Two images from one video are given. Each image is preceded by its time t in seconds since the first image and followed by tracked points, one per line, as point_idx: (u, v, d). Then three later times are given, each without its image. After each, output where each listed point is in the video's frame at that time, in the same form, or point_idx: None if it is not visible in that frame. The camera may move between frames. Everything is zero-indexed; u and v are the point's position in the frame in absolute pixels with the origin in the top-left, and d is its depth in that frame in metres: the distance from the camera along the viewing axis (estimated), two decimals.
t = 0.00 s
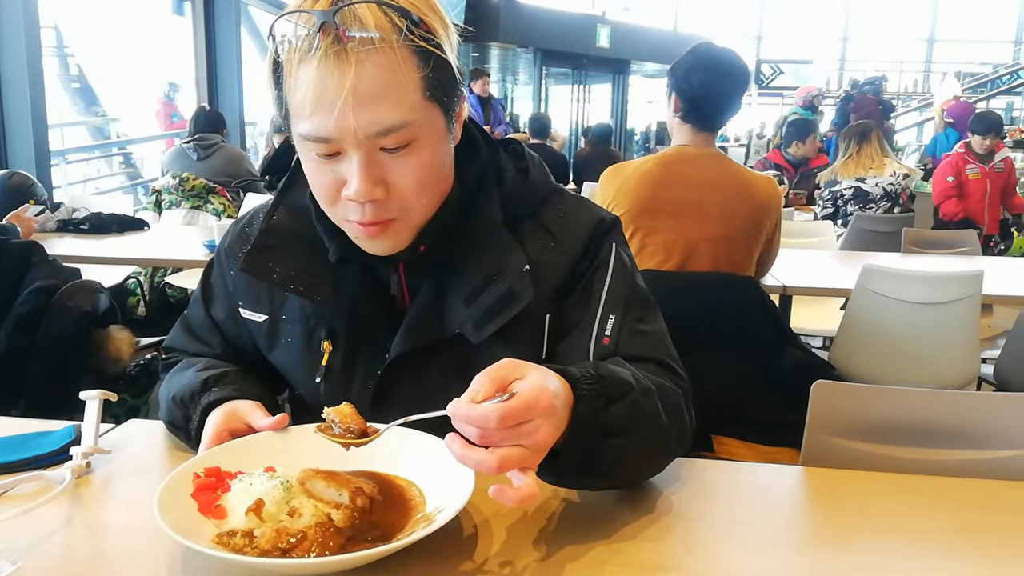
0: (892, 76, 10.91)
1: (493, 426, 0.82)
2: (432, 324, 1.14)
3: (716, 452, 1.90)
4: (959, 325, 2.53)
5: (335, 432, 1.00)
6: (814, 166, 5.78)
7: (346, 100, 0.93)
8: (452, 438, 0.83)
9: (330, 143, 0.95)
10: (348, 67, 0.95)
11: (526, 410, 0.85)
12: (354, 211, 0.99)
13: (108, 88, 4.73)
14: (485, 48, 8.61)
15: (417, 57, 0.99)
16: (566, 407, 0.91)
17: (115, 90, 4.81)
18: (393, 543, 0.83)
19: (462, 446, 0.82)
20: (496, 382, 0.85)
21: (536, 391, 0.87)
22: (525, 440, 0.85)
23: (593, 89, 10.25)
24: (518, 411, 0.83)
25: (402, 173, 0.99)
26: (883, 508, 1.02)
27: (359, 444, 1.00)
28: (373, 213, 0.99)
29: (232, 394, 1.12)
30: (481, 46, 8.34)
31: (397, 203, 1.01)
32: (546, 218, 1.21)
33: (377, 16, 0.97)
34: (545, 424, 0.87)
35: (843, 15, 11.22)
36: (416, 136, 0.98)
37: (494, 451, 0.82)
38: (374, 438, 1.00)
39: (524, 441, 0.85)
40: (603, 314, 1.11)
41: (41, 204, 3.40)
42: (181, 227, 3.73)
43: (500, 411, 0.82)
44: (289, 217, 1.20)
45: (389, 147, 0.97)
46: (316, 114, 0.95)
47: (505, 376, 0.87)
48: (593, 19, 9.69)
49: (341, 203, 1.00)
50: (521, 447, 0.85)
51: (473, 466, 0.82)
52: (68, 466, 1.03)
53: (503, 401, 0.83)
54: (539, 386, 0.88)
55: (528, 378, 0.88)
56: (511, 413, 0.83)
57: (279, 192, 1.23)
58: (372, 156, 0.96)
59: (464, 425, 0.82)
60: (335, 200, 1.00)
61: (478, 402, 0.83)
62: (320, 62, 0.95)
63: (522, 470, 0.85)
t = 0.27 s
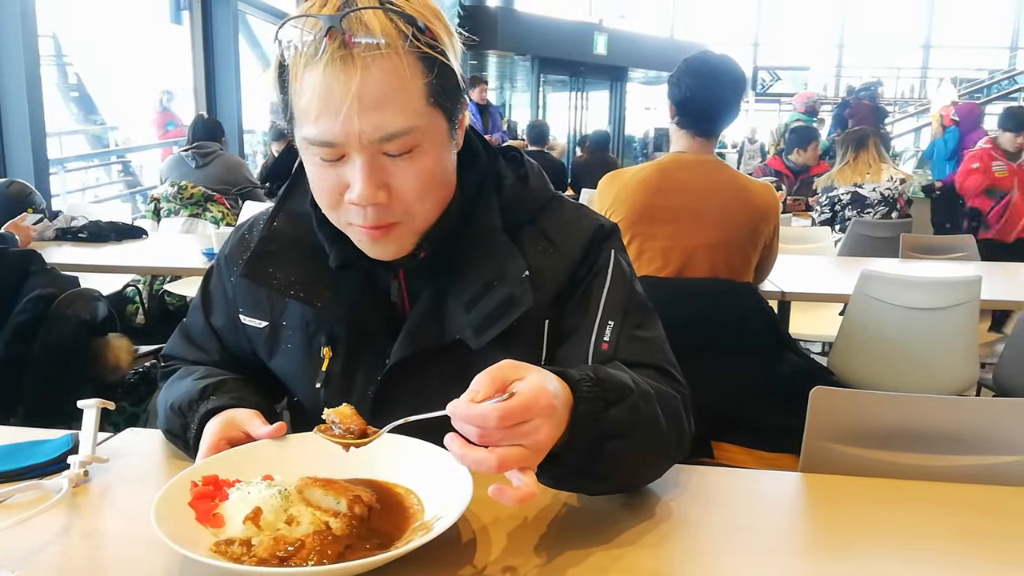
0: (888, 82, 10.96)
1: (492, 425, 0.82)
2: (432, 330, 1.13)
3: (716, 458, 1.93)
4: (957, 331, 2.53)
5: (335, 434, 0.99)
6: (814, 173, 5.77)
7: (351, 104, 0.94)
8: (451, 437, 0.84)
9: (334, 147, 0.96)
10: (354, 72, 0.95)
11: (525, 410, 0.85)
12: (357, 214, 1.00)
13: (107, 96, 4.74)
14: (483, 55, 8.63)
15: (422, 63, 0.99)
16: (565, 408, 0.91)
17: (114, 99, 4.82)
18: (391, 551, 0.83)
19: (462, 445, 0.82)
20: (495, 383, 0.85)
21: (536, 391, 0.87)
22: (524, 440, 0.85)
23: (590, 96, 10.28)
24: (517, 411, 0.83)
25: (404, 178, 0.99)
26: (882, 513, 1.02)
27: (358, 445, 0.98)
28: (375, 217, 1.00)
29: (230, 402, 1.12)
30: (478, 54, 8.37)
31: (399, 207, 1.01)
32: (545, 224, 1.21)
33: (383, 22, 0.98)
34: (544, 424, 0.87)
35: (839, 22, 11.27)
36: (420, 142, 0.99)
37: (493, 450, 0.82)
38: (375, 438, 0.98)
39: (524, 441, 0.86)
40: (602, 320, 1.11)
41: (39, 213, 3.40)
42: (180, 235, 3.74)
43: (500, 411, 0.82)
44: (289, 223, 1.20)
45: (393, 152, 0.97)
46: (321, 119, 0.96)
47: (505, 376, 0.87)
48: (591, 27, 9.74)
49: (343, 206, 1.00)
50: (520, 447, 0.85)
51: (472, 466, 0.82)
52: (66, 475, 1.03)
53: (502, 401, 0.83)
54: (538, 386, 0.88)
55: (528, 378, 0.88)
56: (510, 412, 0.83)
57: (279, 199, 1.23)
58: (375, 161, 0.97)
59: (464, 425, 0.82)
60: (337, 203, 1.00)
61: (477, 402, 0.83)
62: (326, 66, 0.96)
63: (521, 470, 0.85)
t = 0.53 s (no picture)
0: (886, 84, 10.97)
1: (491, 419, 0.82)
2: (431, 327, 1.13)
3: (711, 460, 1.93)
4: (956, 332, 2.53)
5: (334, 428, 0.98)
6: (813, 175, 5.77)
7: (358, 82, 0.95)
8: (451, 432, 0.83)
9: (339, 124, 0.97)
10: (363, 51, 0.97)
11: (524, 405, 0.84)
12: (357, 195, 1.00)
13: (105, 97, 4.74)
14: (482, 56, 8.63)
15: (432, 48, 1.00)
16: (563, 404, 0.91)
17: (112, 99, 4.82)
18: (387, 551, 0.83)
19: (460, 439, 0.82)
20: (494, 377, 0.85)
21: (535, 386, 0.86)
22: (522, 435, 0.85)
23: (590, 97, 10.29)
24: (516, 405, 0.83)
25: (407, 161, 1.00)
26: (879, 514, 1.02)
27: (357, 439, 0.98)
28: (376, 198, 1.00)
29: (227, 402, 1.11)
30: (477, 56, 8.38)
31: (400, 191, 1.02)
32: (545, 224, 1.21)
33: (394, 7, 0.99)
34: (542, 419, 0.87)
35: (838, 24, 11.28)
36: (425, 125, 1.00)
37: (491, 445, 0.82)
38: (373, 433, 0.97)
39: (522, 435, 0.85)
40: (599, 320, 1.11)
41: (38, 213, 3.40)
42: (178, 235, 3.73)
43: (499, 405, 0.82)
44: (289, 220, 1.20)
45: (398, 132, 0.98)
46: (328, 97, 0.97)
47: (504, 371, 0.86)
48: (590, 28, 9.74)
49: (344, 187, 1.01)
50: (518, 441, 0.85)
51: (470, 460, 0.82)
52: (61, 475, 1.03)
53: (501, 395, 0.83)
54: (537, 381, 0.87)
55: (527, 374, 0.88)
56: (509, 406, 0.83)
57: (279, 197, 1.22)
58: (378, 141, 0.97)
59: (462, 419, 0.82)
60: (339, 184, 1.01)
61: (476, 396, 0.83)
62: (336, 45, 0.98)
63: (518, 464, 0.85)
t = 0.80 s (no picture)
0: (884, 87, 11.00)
1: (487, 423, 0.82)
2: (430, 327, 1.13)
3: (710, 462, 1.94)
4: (952, 335, 2.54)
5: (332, 429, 1.00)
6: (807, 177, 5.80)
7: (369, 63, 0.98)
8: (446, 436, 0.82)
9: (348, 105, 0.99)
10: (376, 35, 1.00)
11: (520, 409, 0.85)
12: (360, 178, 1.01)
13: (103, 98, 4.73)
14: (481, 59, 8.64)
15: (443, 39, 1.03)
16: (559, 410, 0.92)
17: (110, 101, 4.81)
18: (383, 553, 0.83)
19: (456, 442, 0.82)
20: (491, 381, 0.85)
21: (531, 391, 0.87)
22: (518, 439, 0.85)
23: (588, 100, 10.29)
24: (512, 409, 0.84)
25: (412, 148, 1.01)
26: (875, 516, 1.03)
27: (354, 440, 1.00)
28: (378, 183, 1.01)
29: (224, 404, 1.11)
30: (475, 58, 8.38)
31: (403, 178, 1.02)
32: (545, 228, 1.21)
33: None
34: (538, 424, 0.87)
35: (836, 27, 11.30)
36: (431, 112, 1.01)
37: (487, 448, 0.82)
38: (371, 434, 0.99)
39: (517, 440, 0.85)
40: (596, 326, 1.11)
41: (35, 215, 3.40)
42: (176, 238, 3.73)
43: (495, 409, 0.82)
44: (292, 216, 1.21)
45: (404, 117, 1.00)
46: (339, 78, 0.99)
47: (500, 375, 0.87)
48: (588, 31, 9.75)
49: (348, 171, 1.02)
50: (514, 446, 0.85)
51: (466, 464, 0.82)
52: (57, 477, 1.03)
53: (498, 399, 0.84)
54: (534, 386, 0.88)
55: (524, 379, 0.88)
56: (505, 411, 0.83)
57: (283, 194, 1.24)
58: (385, 123, 0.99)
59: (459, 422, 0.82)
60: (343, 167, 1.02)
61: (473, 400, 0.83)
62: (350, 28, 1.01)
63: (514, 469, 0.85)
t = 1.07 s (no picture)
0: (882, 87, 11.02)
1: (488, 419, 0.82)
2: (434, 333, 1.13)
3: (710, 463, 1.93)
4: (949, 334, 2.54)
5: (333, 427, 0.99)
6: (806, 178, 5.80)
7: (377, 94, 0.97)
8: (446, 431, 0.83)
9: (355, 134, 0.98)
10: (384, 63, 0.98)
11: (520, 405, 0.85)
12: (368, 205, 1.01)
13: (101, 100, 4.73)
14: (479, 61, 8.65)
15: (451, 64, 1.01)
16: (559, 407, 0.92)
17: (108, 103, 4.82)
18: (383, 554, 0.83)
19: (457, 438, 0.82)
20: (491, 378, 0.85)
21: (531, 387, 0.87)
22: (518, 435, 0.85)
23: (586, 101, 10.30)
24: (512, 405, 0.84)
25: (419, 175, 1.01)
26: (875, 516, 1.03)
27: (355, 438, 1.00)
28: (386, 210, 1.01)
29: (224, 406, 1.11)
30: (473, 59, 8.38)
31: (410, 204, 1.02)
32: (550, 234, 1.21)
33: (419, 22, 1.01)
34: (538, 420, 0.88)
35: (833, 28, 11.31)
36: (439, 140, 1.00)
37: (487, 444, 0.83)
38: (372, 434, 1.00)
39: (517, 436, 0.85)
40: (597, 328, 1.11)
41: (33, 217, 3.40)
42: (174, 239, 3.73)
43: (495, 404, 0.82)
44: (299, 221, 1.21)
45: (412, 146, 0.99)
46: (346, 108, 0.98)
47: (500, 372, 0.87)
48: (586, 32, 9.76)
49: (356, 196, 1.02)
50: (514, 441, 0.85)
51: (466, 460, 0.82)
52: (56, 479, 1.03)
53: (498, 395, 0.84)
54: (534, 382, 0.88)
55: (524, 375, 0.88)
56: (505, 406, 0.83)
57: (290, 197, 1.23)
58: (393, 154, 0.98)
59: (460, 419, 0.82)
60: (351, 192, 1.02)
61: (473, 396, 0.83)
62: (358, 56, 0.99)
63: (515, 465, 0.85)
